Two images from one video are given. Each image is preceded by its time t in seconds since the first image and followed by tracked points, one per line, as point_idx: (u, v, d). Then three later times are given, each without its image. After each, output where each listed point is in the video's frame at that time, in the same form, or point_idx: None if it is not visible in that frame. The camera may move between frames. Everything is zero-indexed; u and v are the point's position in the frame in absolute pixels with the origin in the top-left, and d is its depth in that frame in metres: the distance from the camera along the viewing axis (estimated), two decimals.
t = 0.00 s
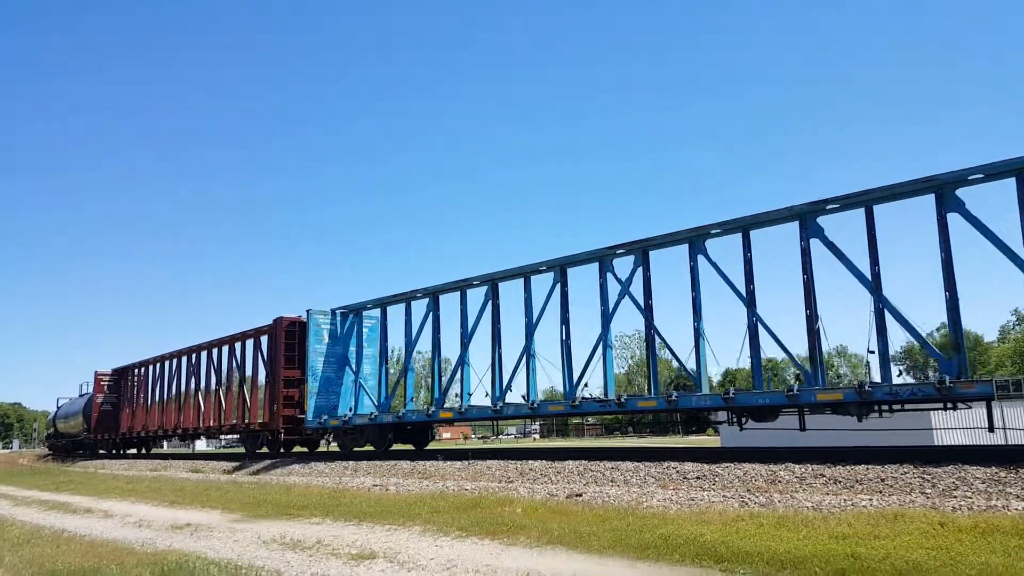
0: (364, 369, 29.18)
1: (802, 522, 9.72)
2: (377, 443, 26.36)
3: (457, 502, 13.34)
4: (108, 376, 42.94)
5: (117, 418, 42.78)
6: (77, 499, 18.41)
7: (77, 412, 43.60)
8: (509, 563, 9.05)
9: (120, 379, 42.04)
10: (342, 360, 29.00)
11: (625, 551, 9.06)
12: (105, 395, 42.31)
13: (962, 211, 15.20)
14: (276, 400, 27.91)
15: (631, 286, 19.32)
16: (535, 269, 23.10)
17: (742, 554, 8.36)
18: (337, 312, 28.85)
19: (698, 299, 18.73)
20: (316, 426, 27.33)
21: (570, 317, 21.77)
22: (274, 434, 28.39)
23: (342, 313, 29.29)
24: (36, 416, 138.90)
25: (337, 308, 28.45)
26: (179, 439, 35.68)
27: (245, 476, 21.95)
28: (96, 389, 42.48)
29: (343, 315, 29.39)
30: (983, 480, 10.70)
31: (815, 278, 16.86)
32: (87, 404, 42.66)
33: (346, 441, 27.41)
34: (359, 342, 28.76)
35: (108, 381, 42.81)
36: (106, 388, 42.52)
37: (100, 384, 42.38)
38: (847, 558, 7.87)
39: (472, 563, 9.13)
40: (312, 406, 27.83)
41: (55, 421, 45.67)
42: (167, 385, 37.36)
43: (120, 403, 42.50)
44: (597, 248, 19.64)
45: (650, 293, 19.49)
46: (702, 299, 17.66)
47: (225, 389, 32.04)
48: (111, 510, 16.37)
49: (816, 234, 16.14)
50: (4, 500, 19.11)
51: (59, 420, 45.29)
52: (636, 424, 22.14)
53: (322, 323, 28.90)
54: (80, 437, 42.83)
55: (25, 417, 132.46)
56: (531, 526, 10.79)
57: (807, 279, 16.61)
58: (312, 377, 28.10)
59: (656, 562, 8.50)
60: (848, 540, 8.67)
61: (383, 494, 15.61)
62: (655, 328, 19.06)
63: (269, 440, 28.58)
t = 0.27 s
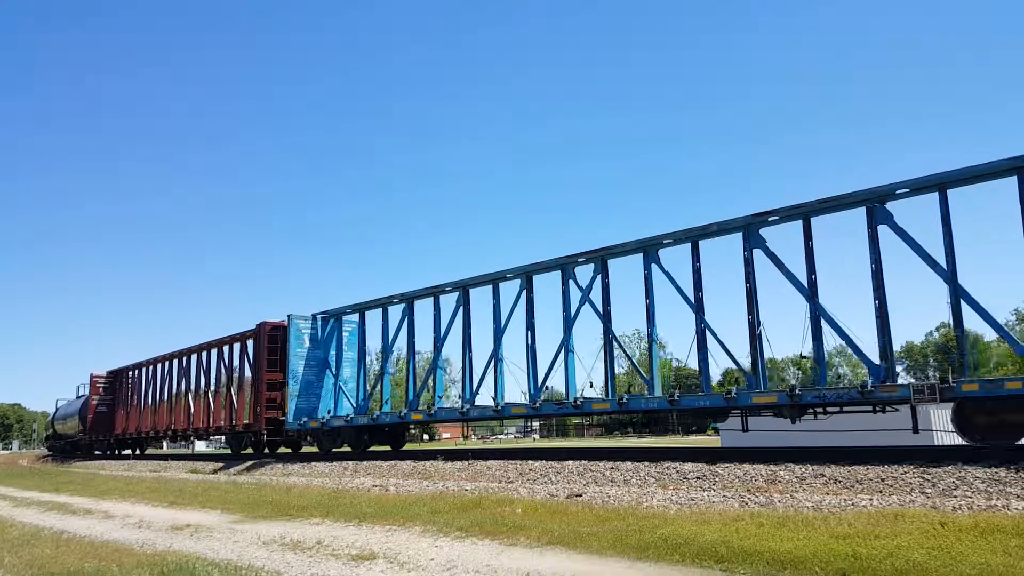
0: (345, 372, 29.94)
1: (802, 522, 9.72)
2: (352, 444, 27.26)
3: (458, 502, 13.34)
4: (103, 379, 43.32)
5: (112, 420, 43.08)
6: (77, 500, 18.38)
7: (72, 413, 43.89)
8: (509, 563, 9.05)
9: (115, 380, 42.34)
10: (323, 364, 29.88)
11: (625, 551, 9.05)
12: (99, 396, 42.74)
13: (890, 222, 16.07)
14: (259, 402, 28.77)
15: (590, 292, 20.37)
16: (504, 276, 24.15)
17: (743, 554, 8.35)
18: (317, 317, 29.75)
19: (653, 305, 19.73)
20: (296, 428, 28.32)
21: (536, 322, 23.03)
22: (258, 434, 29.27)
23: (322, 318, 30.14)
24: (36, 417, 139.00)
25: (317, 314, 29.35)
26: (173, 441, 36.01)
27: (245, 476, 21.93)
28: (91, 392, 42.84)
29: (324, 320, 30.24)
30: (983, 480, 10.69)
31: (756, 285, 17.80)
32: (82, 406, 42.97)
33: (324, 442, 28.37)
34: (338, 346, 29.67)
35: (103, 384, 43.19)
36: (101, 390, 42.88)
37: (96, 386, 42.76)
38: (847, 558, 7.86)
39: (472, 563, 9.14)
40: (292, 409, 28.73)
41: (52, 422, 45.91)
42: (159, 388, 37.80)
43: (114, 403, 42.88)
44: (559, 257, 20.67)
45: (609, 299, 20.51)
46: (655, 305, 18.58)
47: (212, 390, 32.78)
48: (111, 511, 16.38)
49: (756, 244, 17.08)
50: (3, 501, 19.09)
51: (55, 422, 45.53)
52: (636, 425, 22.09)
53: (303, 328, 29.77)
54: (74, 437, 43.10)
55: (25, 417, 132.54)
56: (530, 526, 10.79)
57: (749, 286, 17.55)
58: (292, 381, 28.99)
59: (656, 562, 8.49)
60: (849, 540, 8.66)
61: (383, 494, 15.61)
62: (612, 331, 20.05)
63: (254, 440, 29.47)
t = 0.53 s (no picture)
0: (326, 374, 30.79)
1: (802, 522, 9.72)
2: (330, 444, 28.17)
3: (458, 502, 13.34)
4: (99, 381, 43.75)
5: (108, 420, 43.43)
6: (77, 500, 18.37)
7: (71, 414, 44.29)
8: (510, 563, 9.05)
9: (111, 380, 43.07)
10: (304, 367, 30.77)
11: (625, 551, 9.05)
12: (96, 397, 43.13)
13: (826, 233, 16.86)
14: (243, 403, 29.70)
15: (553, 299, 21.22)
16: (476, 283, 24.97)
17: (743, 554, 8.36)
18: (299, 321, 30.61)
19: (612, 311, 20.54)
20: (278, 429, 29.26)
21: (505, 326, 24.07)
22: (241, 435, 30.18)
23: (304, 322, 31.02)
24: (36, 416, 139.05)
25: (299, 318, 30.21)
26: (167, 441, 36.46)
27: (245, 476, 21.94)
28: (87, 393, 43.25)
29: (306, 323, 31.11)
30: (984, 480, 10.69)
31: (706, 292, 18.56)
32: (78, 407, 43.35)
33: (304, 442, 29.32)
34: (319, 350, 30.56)
35: (100, 386, 43.64)
36: (97, 391, 43.56)
37: (92, 387, 43.17)
38: (848, 558, 7.86)
39: (473, 563, 9.14)
40: (274, 410, 29.67)
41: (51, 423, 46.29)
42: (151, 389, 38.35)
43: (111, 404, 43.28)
44: (525, 265, 21.45)
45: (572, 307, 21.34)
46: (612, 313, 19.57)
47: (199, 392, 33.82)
48: (111, 510, 16.37)
49: (703, 254, 17.94)
50: (3, 500, 19.08)
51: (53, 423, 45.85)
52: (637, 424, 22.01)
53: (286, 332, 30.63)
54: (71, 437, 43.39)
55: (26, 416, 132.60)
56: (531, 526, 10.78)
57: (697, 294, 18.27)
58: (274, 383, 29.91)
59: (656, 562, 8.50)
60: (849, 540, 8.67)
61: (383, 494, 15.61)
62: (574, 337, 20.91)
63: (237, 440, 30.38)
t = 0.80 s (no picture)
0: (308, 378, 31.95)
1: (802, 523, 9.71)
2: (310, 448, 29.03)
3: (458, 504, 13.33)
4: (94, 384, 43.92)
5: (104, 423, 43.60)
6: (77, 502, 18.35)
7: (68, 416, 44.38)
8: (509, 565, 9.04)
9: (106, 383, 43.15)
10: (287, 371, 31.89)
11: (625, 553, 9.04)
12: (91, 400, 43.31)
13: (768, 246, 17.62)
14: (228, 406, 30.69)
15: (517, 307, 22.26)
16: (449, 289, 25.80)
17: (743, 555, 8.35)
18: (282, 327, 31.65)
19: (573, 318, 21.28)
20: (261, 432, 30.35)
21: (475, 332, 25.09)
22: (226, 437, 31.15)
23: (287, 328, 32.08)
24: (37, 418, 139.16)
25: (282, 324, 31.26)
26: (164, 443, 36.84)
27: (244, 478, 21.94)
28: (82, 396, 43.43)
29: (288, 329, 32.16)
30: (984, 481, 10.67)
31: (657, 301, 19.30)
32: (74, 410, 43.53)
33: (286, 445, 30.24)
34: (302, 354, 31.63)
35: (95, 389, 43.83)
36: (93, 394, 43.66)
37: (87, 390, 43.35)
38: (848, 560, 7.85)
39: (473, 565, 9.13)
40: (258, 413, 30.77)
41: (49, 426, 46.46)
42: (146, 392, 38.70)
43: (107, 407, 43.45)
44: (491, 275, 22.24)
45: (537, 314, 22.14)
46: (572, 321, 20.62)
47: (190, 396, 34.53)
48: (111, 512, 16.35)
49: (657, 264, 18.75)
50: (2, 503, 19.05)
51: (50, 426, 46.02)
52: (636, 424, 21.81)
53: (269, 337, 31.70)
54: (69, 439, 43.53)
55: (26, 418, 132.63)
56: (531, 528, 10.77)
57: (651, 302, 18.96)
58: (258, 388, 31.01)
59: (656, 564, 8.48)
60: (849, 541, 8.66)
61: (382, 495, 15.61)
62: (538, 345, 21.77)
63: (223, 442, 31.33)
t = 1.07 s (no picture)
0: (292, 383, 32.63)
1: (803, 524, 9.72)
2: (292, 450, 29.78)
3: (458, 505, 13.34)
4: (91, 388, 44.08)
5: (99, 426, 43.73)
6: (76, 504, 18.34)
7: (64, 420, 44.56)
8: (508, 566, 9.05)
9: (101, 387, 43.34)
10: (271, 375, 32.53)
11: (625, 554, 9.05)
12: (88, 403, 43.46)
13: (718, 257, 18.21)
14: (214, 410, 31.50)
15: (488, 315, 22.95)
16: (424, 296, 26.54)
17: (743, 556, 8.35)
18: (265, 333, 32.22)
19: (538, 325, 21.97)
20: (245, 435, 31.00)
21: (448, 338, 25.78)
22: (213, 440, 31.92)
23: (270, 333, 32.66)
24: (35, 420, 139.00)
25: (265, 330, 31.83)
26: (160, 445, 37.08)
27: (244, 480, 21.94)
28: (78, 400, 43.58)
29: (272, 334, 32.77)
30: (984, 482, 10.68)
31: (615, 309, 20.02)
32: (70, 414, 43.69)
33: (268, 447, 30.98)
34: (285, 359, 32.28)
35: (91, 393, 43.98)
36: (88, 398, 43.86)
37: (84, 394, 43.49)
38: (848, 561, 7.86)
39: (473, 566, 9.14)
40: (242, 416, 31.42)
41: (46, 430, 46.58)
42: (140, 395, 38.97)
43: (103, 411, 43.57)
44: (461, 283, 22.93)
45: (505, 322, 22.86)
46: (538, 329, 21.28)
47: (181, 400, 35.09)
48: (110, 514, 16.35)
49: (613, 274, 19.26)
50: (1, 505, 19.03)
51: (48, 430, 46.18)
52: (636, 424, 21.64)
53: (252, 343, 32.28)
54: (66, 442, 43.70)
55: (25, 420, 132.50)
56: (531, 530, 10.76)
57: (607, 312, 19.50)
58: (242, 392, 31.61)
59: (656, 565, 8.48)
60: (849, 542, 8.67)
61: (382, 497, 15.61)
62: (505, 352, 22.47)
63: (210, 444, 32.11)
